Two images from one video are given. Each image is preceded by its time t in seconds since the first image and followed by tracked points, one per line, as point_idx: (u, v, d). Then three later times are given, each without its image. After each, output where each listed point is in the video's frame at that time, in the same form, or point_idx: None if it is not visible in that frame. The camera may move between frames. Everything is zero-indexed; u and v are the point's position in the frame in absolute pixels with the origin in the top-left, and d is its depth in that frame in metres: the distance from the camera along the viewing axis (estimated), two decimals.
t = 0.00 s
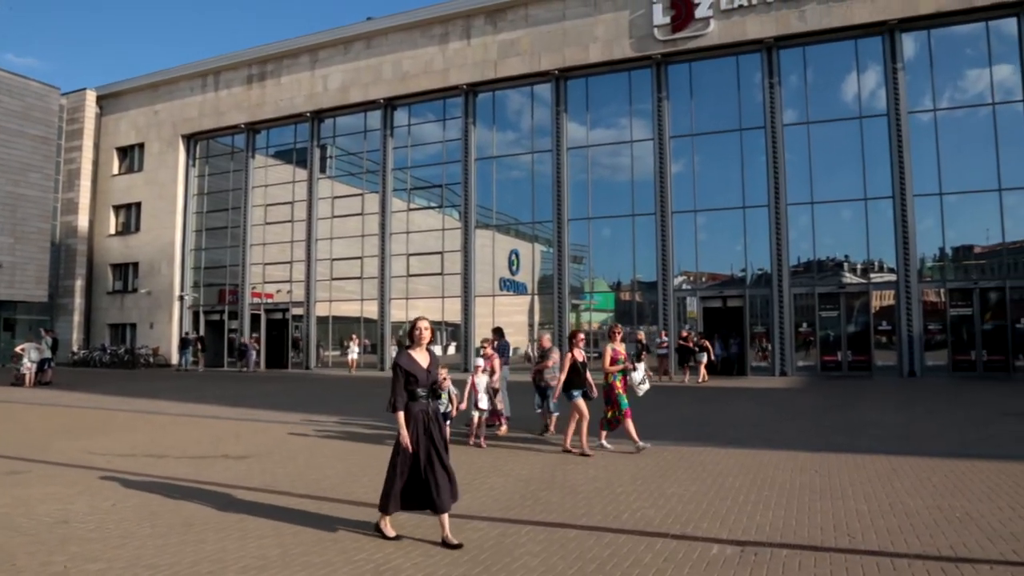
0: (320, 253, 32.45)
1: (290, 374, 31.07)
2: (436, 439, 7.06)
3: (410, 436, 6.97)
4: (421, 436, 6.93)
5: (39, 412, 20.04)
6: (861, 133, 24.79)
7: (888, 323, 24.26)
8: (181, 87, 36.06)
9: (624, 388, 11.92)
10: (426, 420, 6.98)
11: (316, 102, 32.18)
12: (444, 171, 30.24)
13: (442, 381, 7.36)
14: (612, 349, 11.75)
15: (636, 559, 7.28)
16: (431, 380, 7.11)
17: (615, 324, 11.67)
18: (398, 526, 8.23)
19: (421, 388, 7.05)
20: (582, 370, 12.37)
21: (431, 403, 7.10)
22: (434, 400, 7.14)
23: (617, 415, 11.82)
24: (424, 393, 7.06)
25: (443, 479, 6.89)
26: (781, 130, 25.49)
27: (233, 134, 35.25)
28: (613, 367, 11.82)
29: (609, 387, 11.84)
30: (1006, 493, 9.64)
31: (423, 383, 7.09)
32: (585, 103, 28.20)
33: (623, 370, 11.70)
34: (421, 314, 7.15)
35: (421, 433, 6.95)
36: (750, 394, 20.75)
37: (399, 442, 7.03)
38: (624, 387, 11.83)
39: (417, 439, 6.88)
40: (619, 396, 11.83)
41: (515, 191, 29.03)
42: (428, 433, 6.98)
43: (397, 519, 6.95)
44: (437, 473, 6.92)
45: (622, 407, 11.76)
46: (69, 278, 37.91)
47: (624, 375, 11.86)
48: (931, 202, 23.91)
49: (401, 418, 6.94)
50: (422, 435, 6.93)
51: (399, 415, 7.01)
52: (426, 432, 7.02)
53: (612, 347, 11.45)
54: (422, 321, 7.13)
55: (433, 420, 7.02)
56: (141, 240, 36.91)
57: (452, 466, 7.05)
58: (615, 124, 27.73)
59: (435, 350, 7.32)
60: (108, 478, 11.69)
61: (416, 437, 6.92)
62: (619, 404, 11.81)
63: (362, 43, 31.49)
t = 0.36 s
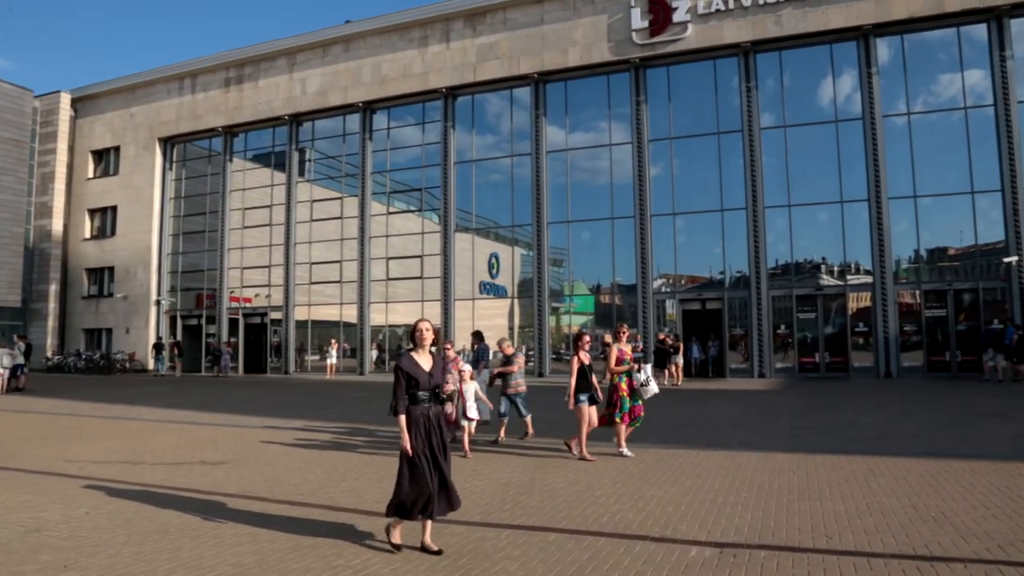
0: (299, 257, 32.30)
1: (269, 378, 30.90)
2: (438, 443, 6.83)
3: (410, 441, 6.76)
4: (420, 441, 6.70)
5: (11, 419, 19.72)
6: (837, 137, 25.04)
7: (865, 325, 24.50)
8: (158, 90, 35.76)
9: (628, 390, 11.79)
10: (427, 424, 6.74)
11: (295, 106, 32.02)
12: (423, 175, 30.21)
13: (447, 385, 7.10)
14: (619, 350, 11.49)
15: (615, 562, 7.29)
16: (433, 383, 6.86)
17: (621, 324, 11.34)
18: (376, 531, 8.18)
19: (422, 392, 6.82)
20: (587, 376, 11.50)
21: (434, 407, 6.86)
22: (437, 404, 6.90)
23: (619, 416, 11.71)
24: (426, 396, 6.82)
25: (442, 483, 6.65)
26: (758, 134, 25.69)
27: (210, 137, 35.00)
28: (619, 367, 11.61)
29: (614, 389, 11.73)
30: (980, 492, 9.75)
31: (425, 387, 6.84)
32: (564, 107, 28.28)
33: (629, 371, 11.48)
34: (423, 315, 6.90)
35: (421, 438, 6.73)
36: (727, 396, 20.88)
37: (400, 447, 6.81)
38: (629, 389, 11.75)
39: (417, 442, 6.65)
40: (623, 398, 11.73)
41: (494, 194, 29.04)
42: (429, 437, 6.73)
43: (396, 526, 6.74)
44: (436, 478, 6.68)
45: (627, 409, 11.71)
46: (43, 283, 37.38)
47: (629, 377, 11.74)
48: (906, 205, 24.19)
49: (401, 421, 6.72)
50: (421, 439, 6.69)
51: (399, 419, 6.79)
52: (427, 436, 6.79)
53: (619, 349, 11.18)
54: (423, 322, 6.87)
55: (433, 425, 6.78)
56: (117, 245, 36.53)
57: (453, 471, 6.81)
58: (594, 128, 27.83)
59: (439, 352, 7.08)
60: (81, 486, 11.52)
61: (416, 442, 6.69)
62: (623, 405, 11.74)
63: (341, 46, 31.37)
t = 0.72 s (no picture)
0: (279, 262, 32.15)
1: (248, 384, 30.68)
2: (435, 453, 6.63)
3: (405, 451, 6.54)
4: (416, 451, 6.49)
5: None
6: (815, 141, 25.27)
7: (843, 328, 24.71)
8: (136, 93, 35.47)
9: (633, 397, 11.48)
10: (423, 433, 6.54)
11: (275, 110, 31.88)
12: (404, 179, 30.17)
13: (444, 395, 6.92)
14: (626, 355, 11.56)
15: (595, 566, 7.29)
16: (430, 392, 6.70)
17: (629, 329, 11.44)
18: (356, 537, 8.16)
19: (418, 401, 6.65)
20: (592, 381, 11.28)
21: (430, 416, 6.67)
22: (434, 413, 6.71)
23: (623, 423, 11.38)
24: (423, 405, 6.64)
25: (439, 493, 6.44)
26: (737, 139, 25.88)
27: (189, 141, 34.77)
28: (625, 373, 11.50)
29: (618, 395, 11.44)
30: (956, 493, 9.85)
31: (421, 396, 6.68)
32: (545, 112, 28.37)
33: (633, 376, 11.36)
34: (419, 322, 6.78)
35: (417, 448, 6.51)
36: (707, 399, 20.98)
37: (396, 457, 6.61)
38: (634, 395, 11.42)
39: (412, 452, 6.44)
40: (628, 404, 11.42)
41: (475, 199, 29.04)
42: (425, 447, 6.53)
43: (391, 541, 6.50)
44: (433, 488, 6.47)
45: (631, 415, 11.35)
46: (17, 287, 36.85)
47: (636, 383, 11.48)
48: (883, 210, 24.46)
49: (396, 431, 6.53)
50: (418, 448, 6.49)
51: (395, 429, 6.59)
52: (423, 446, 6.57)
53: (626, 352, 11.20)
54: (419, 330, 6.74)
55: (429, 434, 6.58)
56: (94, 249, 36.15)
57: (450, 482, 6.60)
58: (575, 133, 27.92)
59: (436, 361, 6.92)
60: (56, 494, 11.34)
61: (412, 452, 6.48)
62: (627, 411, 11.41)
63: (321, 50, 31.27)
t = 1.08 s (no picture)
0: (260, 265, 31.98)
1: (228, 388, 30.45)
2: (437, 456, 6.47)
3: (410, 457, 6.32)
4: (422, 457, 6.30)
5: None
6: (796, 149, 25.49)
7: (823, 334, 24.91)
8: (116, 94, 35.17)
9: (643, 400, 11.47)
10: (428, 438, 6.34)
11: (257, 112, 31.73)
12: (387, 183, 30.13)
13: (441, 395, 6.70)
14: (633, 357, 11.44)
15: (575, 572, 7.27)
16: (434, 395, 6.45)
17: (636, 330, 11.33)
18: (333, 543, 8.10)
19: (423, 405, 6.38)
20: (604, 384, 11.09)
21: (434, 420, 6.45)
22: (436, 416, 6.50)
23: (638, 427, 11.29)
24: (428, 409, 6.39)
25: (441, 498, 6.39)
26: (719, 146, 26.05)
27: (170, 143, 34.53)
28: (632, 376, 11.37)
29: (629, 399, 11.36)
30: (932, 498, 9.93)
31: (425, 399, 6.41)
32: (528, 117, 28.43)
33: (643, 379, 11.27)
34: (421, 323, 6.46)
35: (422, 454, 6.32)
36: (687, 405, 21.05)
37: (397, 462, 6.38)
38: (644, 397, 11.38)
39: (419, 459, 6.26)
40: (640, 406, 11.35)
41: (458, 203, 29.04)
42: (427, 453, 6.37)
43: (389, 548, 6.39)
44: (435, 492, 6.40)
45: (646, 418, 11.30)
46: None
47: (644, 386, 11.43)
48: (862, 217, 24.69)
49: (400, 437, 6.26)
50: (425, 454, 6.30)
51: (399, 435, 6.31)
52: (428, 451, 6.37)
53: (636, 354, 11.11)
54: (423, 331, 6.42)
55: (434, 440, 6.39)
56: (73, 251, 35.78)
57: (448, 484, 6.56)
58: (558, 138, 27.99)
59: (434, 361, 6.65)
60: (29, 500, 11.18)
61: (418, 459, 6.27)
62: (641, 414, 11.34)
63: (304, 52, 31.17)
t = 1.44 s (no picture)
0: (242, 268, 31.80)
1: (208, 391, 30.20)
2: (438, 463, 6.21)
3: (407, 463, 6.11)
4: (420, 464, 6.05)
5: None
6: (778, 153, 25.69)
7: (804, 338, 25.10)
8: (96, 94, 34.85)
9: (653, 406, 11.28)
10: (426, 444, 6.10)
11: (239, 114, 31.56)
12: (370, 186, 30.07)
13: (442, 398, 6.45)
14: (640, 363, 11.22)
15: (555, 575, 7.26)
16: (433, 399, 6.20)
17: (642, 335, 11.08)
18: (313, 547, 8.05)
19: (421, 409, 6.14)
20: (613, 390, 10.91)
21: (431, 424, 6.22)
22: (435, 420, 6.25)
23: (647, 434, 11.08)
24: (425, 413, 6.15)
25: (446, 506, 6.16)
26: (701, 150, 26.21)
27: (151, 144, 34.28)
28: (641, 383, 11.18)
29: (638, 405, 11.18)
30: (910, 500, 10.03)
31: (424, 403, 6.17)
32: (511, 121, 28.48)
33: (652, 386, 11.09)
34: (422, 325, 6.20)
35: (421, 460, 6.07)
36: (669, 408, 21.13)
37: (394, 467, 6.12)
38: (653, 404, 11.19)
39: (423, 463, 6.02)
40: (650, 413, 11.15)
41: (442, 206, 29.02)
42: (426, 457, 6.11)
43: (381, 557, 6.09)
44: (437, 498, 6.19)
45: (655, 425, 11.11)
46: None
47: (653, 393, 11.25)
48: (843, 222, 24.91)
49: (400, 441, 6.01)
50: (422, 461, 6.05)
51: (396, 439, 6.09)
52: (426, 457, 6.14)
53: (642, 360, 10.89)
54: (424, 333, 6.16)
55: (433, 445, 6.14)
56: (51, 253, 35.37)
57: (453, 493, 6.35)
58: (541, 142, 28.06)
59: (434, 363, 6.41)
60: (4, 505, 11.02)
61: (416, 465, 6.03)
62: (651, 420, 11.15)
63: (288, 54, 31.04)
